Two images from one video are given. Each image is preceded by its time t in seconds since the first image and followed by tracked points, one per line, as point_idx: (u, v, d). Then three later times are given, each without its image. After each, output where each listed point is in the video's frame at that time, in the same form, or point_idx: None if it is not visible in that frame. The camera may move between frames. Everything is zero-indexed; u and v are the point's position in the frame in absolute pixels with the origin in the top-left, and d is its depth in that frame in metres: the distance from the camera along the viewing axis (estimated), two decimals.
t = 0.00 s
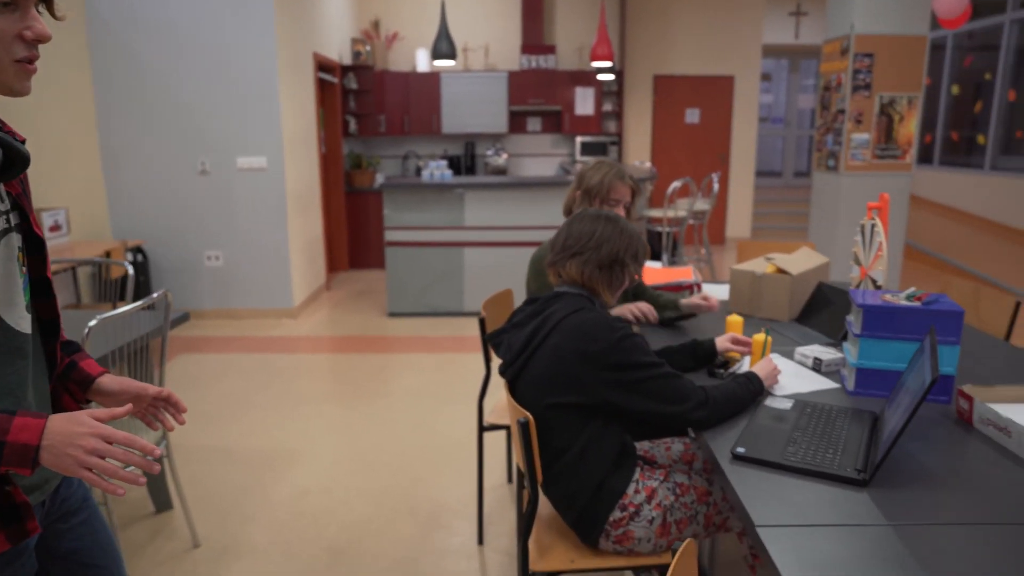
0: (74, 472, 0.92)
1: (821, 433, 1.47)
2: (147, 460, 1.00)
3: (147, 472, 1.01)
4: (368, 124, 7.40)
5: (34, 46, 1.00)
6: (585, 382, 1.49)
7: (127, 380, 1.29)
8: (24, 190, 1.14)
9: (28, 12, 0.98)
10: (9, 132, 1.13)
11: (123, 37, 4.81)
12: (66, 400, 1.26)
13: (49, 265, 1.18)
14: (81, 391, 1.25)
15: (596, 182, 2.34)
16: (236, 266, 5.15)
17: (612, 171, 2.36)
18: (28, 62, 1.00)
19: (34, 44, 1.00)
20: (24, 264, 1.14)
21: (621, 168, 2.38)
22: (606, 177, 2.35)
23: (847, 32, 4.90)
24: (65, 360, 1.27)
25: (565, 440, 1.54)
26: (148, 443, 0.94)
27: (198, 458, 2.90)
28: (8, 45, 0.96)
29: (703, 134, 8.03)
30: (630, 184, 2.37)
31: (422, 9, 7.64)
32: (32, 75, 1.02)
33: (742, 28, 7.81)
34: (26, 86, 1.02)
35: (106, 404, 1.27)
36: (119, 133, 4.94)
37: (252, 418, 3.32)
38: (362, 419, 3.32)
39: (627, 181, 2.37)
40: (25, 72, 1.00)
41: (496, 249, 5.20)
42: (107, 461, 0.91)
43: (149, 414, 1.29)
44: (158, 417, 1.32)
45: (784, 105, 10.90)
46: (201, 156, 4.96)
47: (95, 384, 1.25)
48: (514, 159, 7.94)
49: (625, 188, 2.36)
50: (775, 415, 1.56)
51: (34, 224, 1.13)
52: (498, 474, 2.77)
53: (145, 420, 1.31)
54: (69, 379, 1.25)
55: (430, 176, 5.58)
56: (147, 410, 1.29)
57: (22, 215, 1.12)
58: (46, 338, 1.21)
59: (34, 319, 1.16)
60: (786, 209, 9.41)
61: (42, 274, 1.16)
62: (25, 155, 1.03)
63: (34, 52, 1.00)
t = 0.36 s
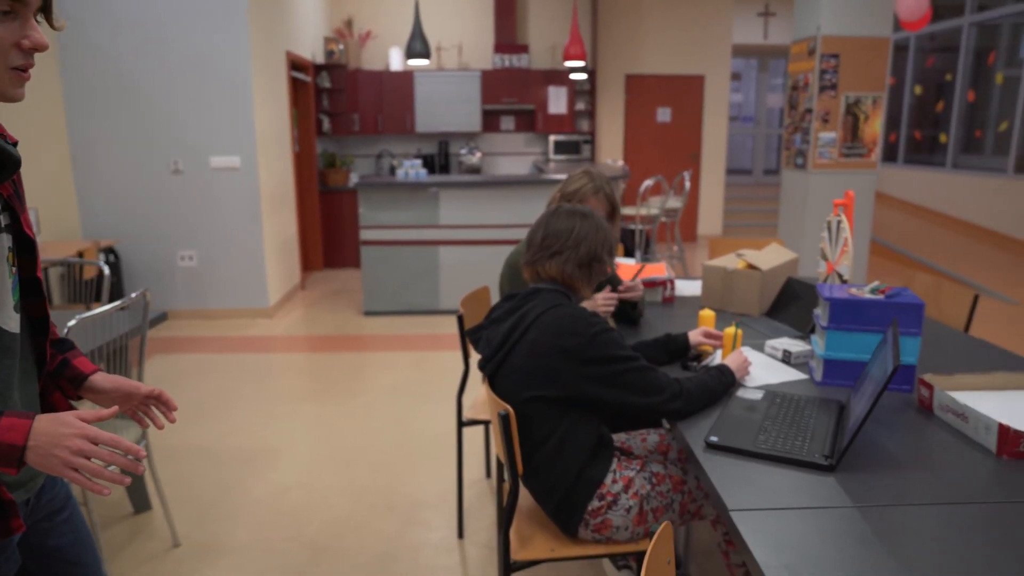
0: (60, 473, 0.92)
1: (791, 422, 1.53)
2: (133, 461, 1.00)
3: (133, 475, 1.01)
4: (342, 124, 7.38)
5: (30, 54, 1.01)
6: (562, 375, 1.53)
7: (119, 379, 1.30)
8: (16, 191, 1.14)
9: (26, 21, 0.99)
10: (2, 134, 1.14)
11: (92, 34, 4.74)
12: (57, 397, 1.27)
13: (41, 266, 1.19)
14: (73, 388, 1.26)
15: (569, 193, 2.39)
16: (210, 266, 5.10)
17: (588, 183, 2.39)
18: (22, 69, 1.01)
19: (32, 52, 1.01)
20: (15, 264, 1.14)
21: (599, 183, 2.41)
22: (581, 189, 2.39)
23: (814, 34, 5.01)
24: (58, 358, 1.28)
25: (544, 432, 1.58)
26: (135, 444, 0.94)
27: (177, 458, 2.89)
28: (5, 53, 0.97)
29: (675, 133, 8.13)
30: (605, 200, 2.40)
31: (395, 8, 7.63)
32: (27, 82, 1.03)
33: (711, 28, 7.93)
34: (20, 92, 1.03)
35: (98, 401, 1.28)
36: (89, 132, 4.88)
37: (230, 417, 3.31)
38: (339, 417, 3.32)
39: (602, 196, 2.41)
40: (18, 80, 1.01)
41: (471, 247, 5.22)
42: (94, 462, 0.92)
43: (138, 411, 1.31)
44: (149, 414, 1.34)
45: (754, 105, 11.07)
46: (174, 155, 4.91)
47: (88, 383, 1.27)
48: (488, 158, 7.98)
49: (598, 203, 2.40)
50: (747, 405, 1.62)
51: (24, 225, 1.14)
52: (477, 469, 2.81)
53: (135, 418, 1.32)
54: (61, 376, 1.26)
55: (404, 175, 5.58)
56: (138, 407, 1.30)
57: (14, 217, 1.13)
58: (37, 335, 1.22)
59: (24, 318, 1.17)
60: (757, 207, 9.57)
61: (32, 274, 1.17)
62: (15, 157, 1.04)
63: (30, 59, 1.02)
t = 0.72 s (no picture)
0: (39, 479, 0.91)
1: (770, 419, 1.57)
2: (111, 467, 1.00)
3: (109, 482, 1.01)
4: (324, 126, 7.36)
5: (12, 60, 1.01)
6: (547, 376, 1.56)
7: (105, 384, 1.31)
8: None
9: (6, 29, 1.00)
10: None
11: (70, 36, 4.70)
12: (46, 402, 1.28)
13: (26, 271, 1.19)
14: (61, 393, 1.27)
15: (556, 200, 2.41)
16: (192, 270, 5.08)
17: (574, 190, 2.42)
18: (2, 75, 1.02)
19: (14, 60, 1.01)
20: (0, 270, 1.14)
21: (584, 188, 2.44)
22: (567, 195, 2.42)
23: (791, 37, 5.09)
24: (46, 363, 1.28)
25: (530, 431, 1.60)
26: (115, 450, 0.95)
27: (162, 462, 2.89)
28: None
29: (656, 135, 8.20)
30: (590, 205, 2.44)
31: (376, 11, 7.63)
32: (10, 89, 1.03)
33: (692, 31, 8.00)
34: None
35: (84, 405, 1.28)
36: (68, 135, 4.83)
37: (214, 420, 3.31)
38: (325, 420, 3.33)
39: (587, 202, 2.44)
40: None
41: (455, 249, 5.24)
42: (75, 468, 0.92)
43: (126, 417, 1.32)
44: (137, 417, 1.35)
45: (734, 107, 11.20)
46: (155, 157, 4.88)
47: (76, 387, 1.27)
48: (471, 160, 8.00)
49: (584, 208, 2.43)
50: (727, 403, 1.65)
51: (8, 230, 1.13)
52: (462, 470, 2.83)
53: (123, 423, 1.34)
54: (48, 381, 1.26)
55: (388, 177, 5.58)
56: (126, 412, 1.31)
57: None
58: (24, 338, 1.22)
59: (11, 322, 1.17)
60: (737, 208, 9.68)
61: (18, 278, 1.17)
62: None
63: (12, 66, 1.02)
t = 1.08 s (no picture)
0: (24, 502, 0.90)
1: (766, 431, 1.59)
2: (95, 490, 0.99)
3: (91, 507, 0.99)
4: (326, 138, 7.41)
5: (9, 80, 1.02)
6: (545, 388, 1.58)
7: (107, 397, 1.33)
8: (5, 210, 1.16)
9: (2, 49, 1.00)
10: None
11: (74, 49, 4.75)
12: (48, 415, 1.29)
13: (30, 284, 1.20)
14: (64, 405, 1.28)
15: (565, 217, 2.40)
16: (194, 281, 5.11)
17: (579, 205, 2.41)
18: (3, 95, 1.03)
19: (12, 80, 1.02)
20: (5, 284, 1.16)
21: (585, 202, 2.44)
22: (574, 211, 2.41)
23: (789, 51, 5.14)
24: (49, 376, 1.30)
25: (529, 442, 1.62)
26: (99, 474, 0.94)
27: (163, 472, 2.90)
28: None
29: (656, 146, 8.25)
30: (595, 217, 2.45)
31: (377, 24, 7.70)
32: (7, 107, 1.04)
33: (691, 44, 8.07)
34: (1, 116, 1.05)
35: (86, 418, 1.30)
36: (71, 147, 4.88)
37: (215, 431, 3.33)
38: (326, 430, 3.34)
39: (591, 214, 2.44)
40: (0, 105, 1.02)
41: (455, 260, 5.27)
42: (61, 491, 0.91)
43: (128, 430, 1.34)
44: (138, 431, 1.36)
45: (733, 118, 11.27)
46: (157, 168, 4.92)
47: (77, 401, 1.29)
48: (471, 172, 8.06)
49: (590, 221, 2.44)
50: (723, 415, 1.68)
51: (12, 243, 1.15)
52: (462, 481, 2.84)
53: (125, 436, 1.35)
54: (50, 395, 1.28)
55: (389, 189, 5.61)
56: (127, 426, 1.33)
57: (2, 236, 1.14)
58: (29, 351, 1.23)
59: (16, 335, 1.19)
60: (736, 219, 9.72)
61: (22, 291, 1.18)
62: None
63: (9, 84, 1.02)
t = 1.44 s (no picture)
0: (79, 517, 0.93)
1: (808, 464, 1.58)
2: (146, 509, 1.02)
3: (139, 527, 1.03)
4: (374, 162, 7.58)
5: (78, 116, 1.06)
6: (585, 416, 1.61)
7: (159, 415, 1.35)
8: (72, 236, 1.24)
9: (74, 87, 1.05)
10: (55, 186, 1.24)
11: (139, 79, 5.01)
12: (106, 430, 1.34)
13: (93, 304, 1.27)
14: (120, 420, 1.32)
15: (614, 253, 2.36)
16: (246, 302, 5.27)
17: (626, 240, 2.37)
18: (74, 130, 1.06)
19: (81, 117, 1.06)
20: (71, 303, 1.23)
21: (632, 235, 2.40)
22: (622, 245, 2.37)
23: (836, 77, 5.11)
24: (106, 394, 1.33)
25: (569, 468, 1.64)
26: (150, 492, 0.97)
27: (212, 488, 3.00)
28: (57, 116, 1.02)
29: (700, 172, 8.22)
30: (643, 249, 2.41)
31: (426, 52, 7.90)
32: (77, 143, 1.07)
33: (737, 69, 8.04)
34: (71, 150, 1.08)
35: (138, 436, 1.32)
36: (133, 172, 5.12)
37: (263, 449, 3.42)
38: (369, 451, 3.41)
39: (640, 247, 2.40)
40: (70, 140, 1.06)
41: (498, 284, 5.32)
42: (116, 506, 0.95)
43: (178, 447, 1.35)
44: (189, 449, 1.37)
45: (780, 144, 11.16)
46: (212, 192, 5.12)
47: (131, 417, 1.32)
48: (516, 196, 8.14)
49: (639, 254, 2.40)
50: (764, 446, 1.67)
51: (78, 267, 1.23)
52: (503, 505, 2.86)
53: (175, 454, 1.37)
54: (107, 411, 1.31)
55: (435, 213, 5.71)
56: (177, 443, 1.34)
57: (68, 258, 1.21)
58: (91, 367, 1.30)
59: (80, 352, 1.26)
60: (783, 246, 9.58)
61: (85, 312, 1.26)
62: (67, 205, 1.15)
63: (78, 121, 1.06)
